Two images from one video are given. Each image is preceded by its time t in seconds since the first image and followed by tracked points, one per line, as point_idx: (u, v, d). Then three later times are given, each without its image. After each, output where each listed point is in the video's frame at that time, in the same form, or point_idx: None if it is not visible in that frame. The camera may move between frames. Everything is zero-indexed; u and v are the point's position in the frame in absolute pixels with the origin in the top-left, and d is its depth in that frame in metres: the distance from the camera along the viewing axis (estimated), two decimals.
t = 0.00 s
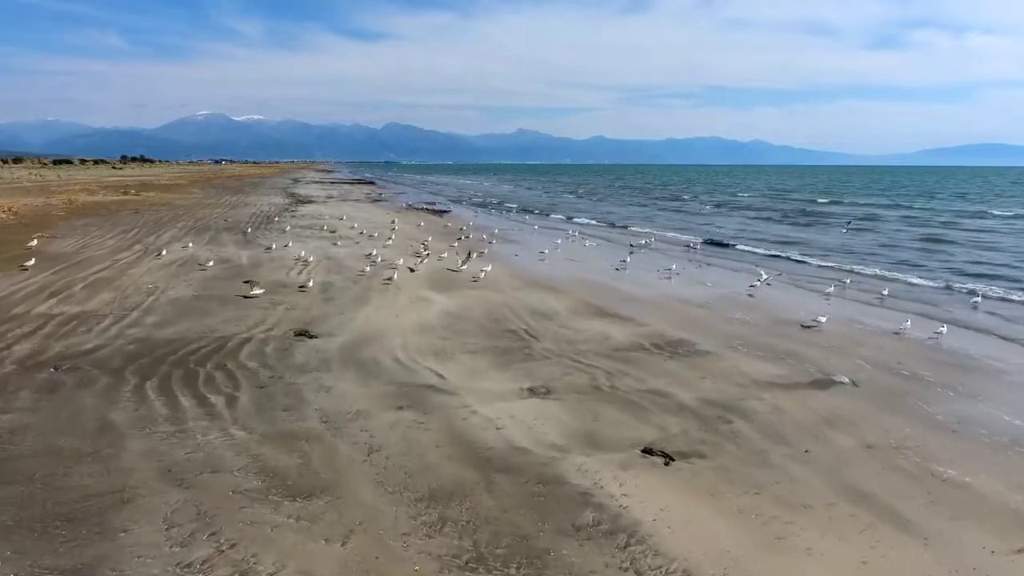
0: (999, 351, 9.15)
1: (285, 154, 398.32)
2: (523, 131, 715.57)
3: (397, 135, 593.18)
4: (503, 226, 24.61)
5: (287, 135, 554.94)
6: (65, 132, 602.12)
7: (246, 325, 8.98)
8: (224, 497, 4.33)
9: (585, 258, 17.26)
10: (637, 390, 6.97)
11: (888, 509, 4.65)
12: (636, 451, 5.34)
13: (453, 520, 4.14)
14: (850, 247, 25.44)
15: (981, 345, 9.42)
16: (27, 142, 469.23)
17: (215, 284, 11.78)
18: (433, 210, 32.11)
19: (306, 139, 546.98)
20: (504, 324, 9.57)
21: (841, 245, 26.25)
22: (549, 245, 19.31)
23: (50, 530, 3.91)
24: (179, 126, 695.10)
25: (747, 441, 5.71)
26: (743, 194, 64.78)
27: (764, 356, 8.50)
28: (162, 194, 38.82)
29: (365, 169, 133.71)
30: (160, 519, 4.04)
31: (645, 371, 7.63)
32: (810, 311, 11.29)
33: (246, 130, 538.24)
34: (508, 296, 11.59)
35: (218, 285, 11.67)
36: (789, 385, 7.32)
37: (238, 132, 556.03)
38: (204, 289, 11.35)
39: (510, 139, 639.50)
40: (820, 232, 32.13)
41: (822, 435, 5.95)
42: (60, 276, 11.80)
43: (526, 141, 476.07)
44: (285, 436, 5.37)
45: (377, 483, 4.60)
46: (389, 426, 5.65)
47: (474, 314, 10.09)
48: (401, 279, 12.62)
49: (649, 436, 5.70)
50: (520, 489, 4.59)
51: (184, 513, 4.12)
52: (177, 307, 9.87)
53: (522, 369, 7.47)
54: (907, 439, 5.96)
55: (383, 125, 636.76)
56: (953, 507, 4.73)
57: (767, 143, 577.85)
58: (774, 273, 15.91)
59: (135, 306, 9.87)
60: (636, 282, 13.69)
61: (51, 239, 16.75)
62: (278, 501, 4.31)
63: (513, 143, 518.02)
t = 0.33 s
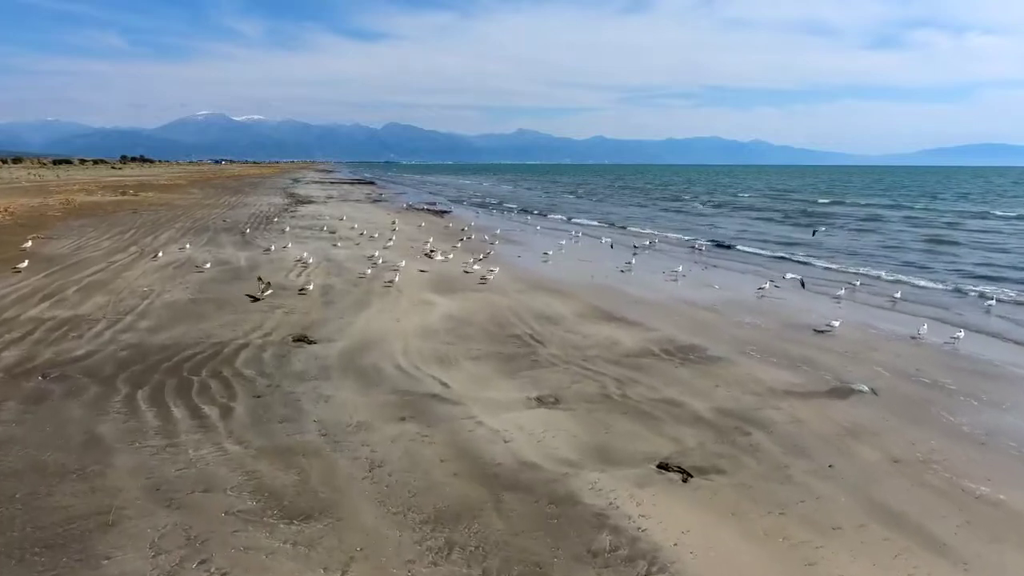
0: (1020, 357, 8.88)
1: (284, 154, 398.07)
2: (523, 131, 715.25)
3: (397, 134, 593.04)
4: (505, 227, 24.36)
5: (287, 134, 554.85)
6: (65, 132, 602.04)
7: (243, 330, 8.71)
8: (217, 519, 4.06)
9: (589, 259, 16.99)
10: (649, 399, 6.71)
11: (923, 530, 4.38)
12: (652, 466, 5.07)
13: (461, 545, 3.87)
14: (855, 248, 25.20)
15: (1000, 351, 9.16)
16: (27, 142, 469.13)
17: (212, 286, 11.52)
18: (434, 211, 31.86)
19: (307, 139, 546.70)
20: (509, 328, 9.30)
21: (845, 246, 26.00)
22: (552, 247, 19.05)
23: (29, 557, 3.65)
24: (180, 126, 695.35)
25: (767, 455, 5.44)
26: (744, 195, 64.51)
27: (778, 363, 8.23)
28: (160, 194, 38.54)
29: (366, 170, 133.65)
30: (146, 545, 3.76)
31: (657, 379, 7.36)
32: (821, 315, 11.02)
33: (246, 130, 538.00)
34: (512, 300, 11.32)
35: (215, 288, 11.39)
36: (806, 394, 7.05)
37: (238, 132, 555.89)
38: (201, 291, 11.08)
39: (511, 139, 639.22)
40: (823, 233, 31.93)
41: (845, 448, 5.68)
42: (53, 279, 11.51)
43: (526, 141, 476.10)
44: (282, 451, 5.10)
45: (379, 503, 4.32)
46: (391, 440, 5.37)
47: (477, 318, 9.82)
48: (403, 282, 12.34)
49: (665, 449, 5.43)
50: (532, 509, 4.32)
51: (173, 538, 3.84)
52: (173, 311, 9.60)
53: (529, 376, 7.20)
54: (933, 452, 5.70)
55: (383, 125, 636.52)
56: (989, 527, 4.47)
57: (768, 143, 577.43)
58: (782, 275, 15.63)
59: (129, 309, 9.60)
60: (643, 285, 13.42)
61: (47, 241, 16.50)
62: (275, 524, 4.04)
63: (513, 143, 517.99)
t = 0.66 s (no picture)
0: None
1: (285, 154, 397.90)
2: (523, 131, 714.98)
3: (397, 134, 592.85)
4: (507, 228, 24.01)
5: (288, 135, 554.66)
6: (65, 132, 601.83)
7: (239, 338, 8.37)
8: (205, 552, 3.73)
9: (594, 262, 16.67)
10: (665, 412, 6.37)
11: (970, 562, 4.06)
12: (674, 489, 4.74)
13: None
14: (862, 250, 24.89)
15: None
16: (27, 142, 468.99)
17: (208, 290, 11.17)
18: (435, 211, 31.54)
19: (307, 139, 546.68)
20: (515, 335, 8.95)
21: (852, 248, 25.71)
22: (555, 249, 18.72)
23: None
24: (180, 126, 695.17)
25: (796, 476, 5.10)
26: (746, 195, 64.18)
27: (797, 372, 7.88)
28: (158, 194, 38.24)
29: (366, 170, 133.36)
30: None
31: (672, 390, 7.02)
32: (836, 320, 10.69)
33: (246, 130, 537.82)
34: (518, 305, 10.99)
35: (211, 292, 11.06)
36: (830, 407, 6.70)
37: (238, 132, 555.75)
38: (196, 296, 10.74)
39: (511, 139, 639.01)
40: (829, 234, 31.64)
41: (877, 468, 5.35)
42: (44, 283, 11.17)
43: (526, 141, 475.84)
44: (276, 472, 4.76)
45: (382, 533, 3.99)
46: (395, 459, 5.03)
47: (482, 324, 9.48)
48: (405, 286, 12.01)
49: (686, 469, 5.10)
50: (548, 540, 3.99)
51: None
52: (166, 317, 9.25)
53: (538, 388, 6.86)
54: (971, 471, 5.37)
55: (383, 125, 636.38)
56: None
57: (767, 144, 577.89)
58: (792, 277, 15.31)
59: (121, 315, 9.26)
60: (650, 289, 13.09)
61: (40, 242, 16.15)
62: (268, 558, 3.70)
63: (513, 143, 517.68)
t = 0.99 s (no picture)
0: None
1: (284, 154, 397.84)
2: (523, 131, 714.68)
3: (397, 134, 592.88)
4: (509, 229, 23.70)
5: (288, 135, 554.50)
6: (65, 132, 601.67)
7: (234, 345, 8.02)
8: None
9: (599, 264, 16.34)
10: (683, 426, 6.04)
11: None
12: (699, 514, 4.41)
13: None
14: (869, 251, 24.59)
15: None
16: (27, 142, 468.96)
17: (203, 295, 10.83)
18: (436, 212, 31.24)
19: (307, 139, 546.50)
20: (522, 342, 8.62)
21: (858, 249, 25.42)
22: (559, 251, 18.40)
23: None
24: (180, 126, 695.41)
25: (827, 498, 4.77)
26: (747, 195, 63.90)
27: (817, 382, 7.55)
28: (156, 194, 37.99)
29: (367, 170, 133.16)
30: None
31: (689, 402, 6.68)
32: (852, 326, 10.36)
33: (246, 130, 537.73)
34: (523, 310, 10.66)
35: (207, 296, 10.73)
36: (856, 419, 6.37)
37: (238, 132, 555.54)
38: (191, 300, 10.41)
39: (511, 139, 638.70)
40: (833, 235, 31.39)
41: (913, 489, 5.02)
42: (34, 287, 10.83)
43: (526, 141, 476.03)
44: (272, 497, 4.42)
45: (386, 568, 3.65)
46: (399, 481, 4.69)
47: (487, 331, 9.14)
48: (407, 290, 11.67)
49: (710, 491, 4.77)
50: None
51: None
52: (158, 323, 8.91)
53: (548, 400, 6.52)
54: (1013, 492, 5.04)
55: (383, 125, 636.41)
56: None
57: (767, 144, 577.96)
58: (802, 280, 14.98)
59: (112, 321, 8.92)
60: (658, 292, 12.76)
61: (33, 245, 15.81)
62: None
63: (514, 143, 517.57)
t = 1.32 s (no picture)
0: None
1: (284, 154, 397.87)
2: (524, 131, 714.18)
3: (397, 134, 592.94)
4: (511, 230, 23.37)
5: (288, 135, 554.18)
6: (65, 132, 601.32)
7: (230, 354, 7.69)
8: None
9: (604, 266, 16.01)
10: (703, 442, 5.70)
11: None
12: (728, 545, 4.08)
13: None
14: (876, 253, 24.28)
15: None
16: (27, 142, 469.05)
17: (199, 299, 10.49)
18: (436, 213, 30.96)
19: (307, 139, 546.15)
20: (530, 350, 8.28)
21: (864, 251, 25.11)
22: (564, 253, 18.06)
23: None
24: (180, 126, 695.90)
25: (864, 525, 4.44)
26: (749, 196, 63.60)
27: (840, 394, 7.20)
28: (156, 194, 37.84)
29: (368, 170, 133.72)
30: None
31: (708, 416, 6.34)
32: (870, 332, 10.03)
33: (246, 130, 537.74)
34: (529, 315, 10.33)
35: (203, 301, 10.40)
36: (884, 434, 6.04)
37: (238, 132, 555.20)
38: (186, 305, 10.08)
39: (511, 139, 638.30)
40: (837, 236, 31.17)
41: (954, 514, 4.69)
42: (25, 291, 10.50)
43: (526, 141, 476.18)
44: (265, 526, 4.08)
45: None
46: (402, 508, 4.35)
47: (493, 337, 8.80)
48: (408, 294, 11.34)
49: (737, 517, 4.44)
50: None
51: None
52: (151, 330, 8.56)
53: (559, 414, 6.18)
54: None
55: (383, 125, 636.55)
56: None
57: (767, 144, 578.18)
58: (814, 282, 14.62)
59: (103, 328, 8.58)
60: (667, 296, 12.42)
61: (27, 247, 15.48)
62: None
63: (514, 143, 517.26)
